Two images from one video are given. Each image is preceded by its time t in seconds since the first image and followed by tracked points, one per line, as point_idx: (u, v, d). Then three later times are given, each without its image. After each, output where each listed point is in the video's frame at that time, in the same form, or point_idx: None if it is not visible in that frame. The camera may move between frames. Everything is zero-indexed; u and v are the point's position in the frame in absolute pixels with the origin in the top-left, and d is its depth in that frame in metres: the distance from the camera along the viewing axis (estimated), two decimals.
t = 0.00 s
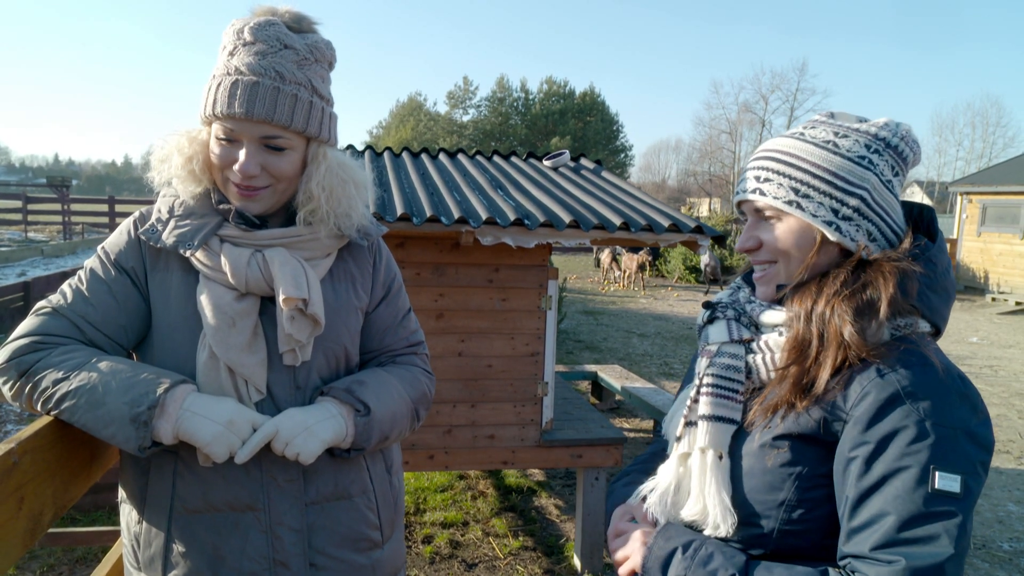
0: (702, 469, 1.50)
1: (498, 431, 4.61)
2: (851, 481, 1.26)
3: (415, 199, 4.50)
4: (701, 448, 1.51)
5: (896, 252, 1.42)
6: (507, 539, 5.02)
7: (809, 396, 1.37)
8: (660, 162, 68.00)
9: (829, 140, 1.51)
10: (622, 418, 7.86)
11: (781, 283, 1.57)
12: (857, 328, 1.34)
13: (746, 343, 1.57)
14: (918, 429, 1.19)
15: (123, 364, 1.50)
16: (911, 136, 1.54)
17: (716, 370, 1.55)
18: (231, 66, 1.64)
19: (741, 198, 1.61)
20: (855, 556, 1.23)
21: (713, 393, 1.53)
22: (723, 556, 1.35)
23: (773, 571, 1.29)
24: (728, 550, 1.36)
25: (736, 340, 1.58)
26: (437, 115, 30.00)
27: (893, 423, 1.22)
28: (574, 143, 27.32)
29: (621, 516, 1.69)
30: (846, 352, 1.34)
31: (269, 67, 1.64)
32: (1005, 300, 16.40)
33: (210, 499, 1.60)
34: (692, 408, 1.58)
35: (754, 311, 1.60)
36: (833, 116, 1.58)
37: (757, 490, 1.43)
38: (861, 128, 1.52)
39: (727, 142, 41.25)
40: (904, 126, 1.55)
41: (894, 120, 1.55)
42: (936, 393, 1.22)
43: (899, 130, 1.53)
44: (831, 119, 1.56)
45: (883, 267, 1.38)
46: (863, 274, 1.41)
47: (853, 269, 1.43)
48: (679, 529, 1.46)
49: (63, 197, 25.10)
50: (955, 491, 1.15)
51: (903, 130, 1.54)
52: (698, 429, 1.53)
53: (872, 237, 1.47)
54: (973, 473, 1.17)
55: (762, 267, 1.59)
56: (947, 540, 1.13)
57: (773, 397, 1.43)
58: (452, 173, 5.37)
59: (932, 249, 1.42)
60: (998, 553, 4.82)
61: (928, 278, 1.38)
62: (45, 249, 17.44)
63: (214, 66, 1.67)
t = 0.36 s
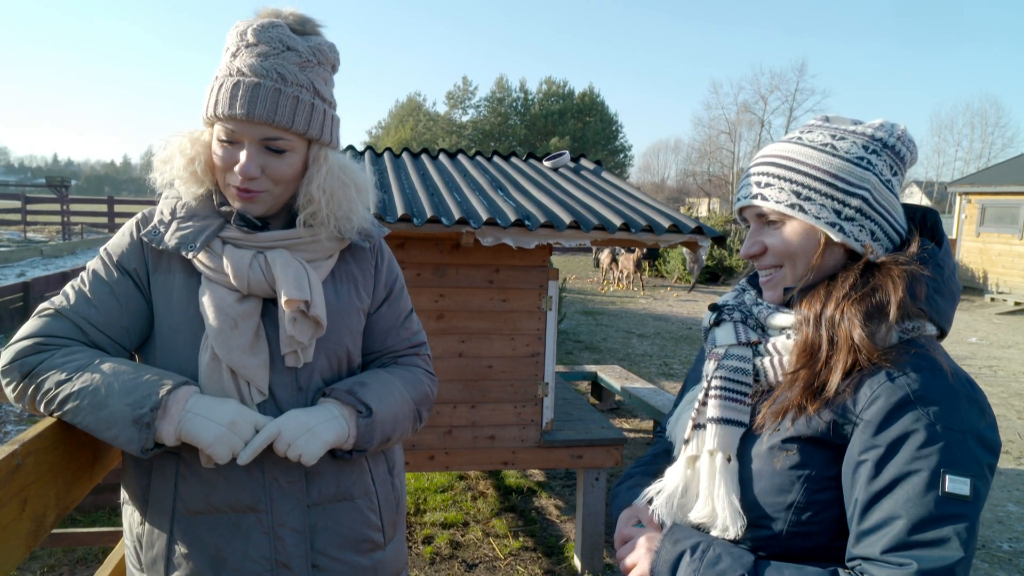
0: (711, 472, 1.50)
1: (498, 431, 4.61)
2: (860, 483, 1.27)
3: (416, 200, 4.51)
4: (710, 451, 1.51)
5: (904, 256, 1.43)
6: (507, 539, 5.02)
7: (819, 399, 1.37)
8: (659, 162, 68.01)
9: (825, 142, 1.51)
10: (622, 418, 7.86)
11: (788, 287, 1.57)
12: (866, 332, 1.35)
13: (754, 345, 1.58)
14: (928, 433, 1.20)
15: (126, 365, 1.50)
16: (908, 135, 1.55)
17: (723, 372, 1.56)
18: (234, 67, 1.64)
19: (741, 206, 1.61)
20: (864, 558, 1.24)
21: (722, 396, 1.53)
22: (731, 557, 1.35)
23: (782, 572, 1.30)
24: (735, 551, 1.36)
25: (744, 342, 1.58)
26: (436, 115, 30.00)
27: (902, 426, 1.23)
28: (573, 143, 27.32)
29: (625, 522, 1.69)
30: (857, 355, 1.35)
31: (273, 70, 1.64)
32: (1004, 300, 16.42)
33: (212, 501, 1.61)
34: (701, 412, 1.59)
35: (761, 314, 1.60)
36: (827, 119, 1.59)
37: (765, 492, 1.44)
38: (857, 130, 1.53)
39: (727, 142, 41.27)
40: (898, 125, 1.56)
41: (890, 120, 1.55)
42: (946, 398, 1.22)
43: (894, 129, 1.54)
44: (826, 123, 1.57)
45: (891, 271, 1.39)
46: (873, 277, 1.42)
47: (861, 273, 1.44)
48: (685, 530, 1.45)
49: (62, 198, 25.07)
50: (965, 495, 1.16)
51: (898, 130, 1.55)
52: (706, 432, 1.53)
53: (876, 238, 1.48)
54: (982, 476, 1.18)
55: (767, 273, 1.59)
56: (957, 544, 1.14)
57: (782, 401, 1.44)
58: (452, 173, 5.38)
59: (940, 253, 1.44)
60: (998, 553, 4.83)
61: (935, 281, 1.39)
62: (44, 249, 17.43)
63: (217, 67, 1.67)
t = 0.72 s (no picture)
0: (711, 469, 1.50)
1: (498, 431, 4.62)
2: (858, 480, 1.27)
3: (416, 200, 4.52)
4: (710, 448, 1.52)
5: (902, 254, 1.44)
6: (507, 539, 5.03)
7: (817, 397, 1.38)
8: (658, 162, 68.02)
9: (818, 144, 1.52)
10: (622, 418, 7.87)
11: (787, 287, 1.58)
12: (865, 330, 1.36)
13: (754, 343, 1.59)
14: (925, 430, 1.20)
15: (128, 365, 1.51)
16: (900, 133, 1.55)
17: (723, 371, 1.56)
18: (232, 69, 1.65)
19: (737, 210, 1.61)
20: (861, 554, 1.25)
21: (721, 394, 1.54)
22: (730, 553, 1.36)
23: (782, 567, 1.31)
24: (735, 547, 1.37)
25: (743, 341, 1.59)
26: (436, 115, 29.99)
27: (900, 424, 1.24)
28: (572, 143, 27.32)
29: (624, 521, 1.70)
30: (854, 354, 1.36)
31: (271, 73, 1.65)
32: (1003, 299, 16.43)
33: (213, 500, 1.61)
34: (701, 408, 1.60)
35: (760, 313, 1.61)
36: (820, 122, 1.60)
37: (765, 489, 1.44)
38: (848, 130, 1.54)
39: (726, 142, 41.30)
40: (890, 124, 1.56)
41: (881, 119, 1.56)
42: (942, 395, 1.23)
43: (885, 128, 1.55)
44: (818, 125, 1.58)
45: (890, 270, 1.40)
46: (871, 276, 1.42)
47: (859, 272, 1.44)
48: (685, 527, 1.46)
49: (61, 197, 25.06)
50: (962, 491, 1.17)
51: (889, 128, 1.55)
52: (707, 429, 1.54)
53: (872, 236, 1.48)
54: (978, 473, 1.19)
55: (767, 275, 1.59)
56: (953, 540, 1.15)
57: (781, 399, 1.45)
58: (452, 173, 5.39)
59: (938, 251, 1.44)
60: (997, 552, 4.84)
61: (933, 280, 1.40)
62: (43, 250, 17.42)
63: (216, 69, 1.68)
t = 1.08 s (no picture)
0: (711, 470, 1.51)
1: (497, 432, 4.62)
2: (859, 481, 1.28)
3: (414, 201, 4.52)
4: (710, 448, 1.52)
5: (902, 256, 1.44)
6: (506, 539, 5.03)
7: (818, 398, 1.38)
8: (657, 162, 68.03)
9: (811, 147, 1.53)
10: (620, 418, 7.88)
11: (786, 289, 1.59)
12: (865, 331, 1.36)
13: (753, 344, 1.59)
14: (926, 431, 1.21)
15: (126, 367, 1.51)
16: (890, 135, 1.56)
17: (723, 372, 1.57)
18: (226, 73, 1.65)
19: (734, 215, 1.62)
20: (862, 555, 1.25)
21: (721, 394, 1.54)
22: (731, 554, 1.36)
23: (782, 567, 1.31)
24: (736, 548, 1.37)
25: (743, 341, 1.59)
26: (435, 115, 29.98)
27: (901, 425, 1.24)
28: (571, 143, 27.32)
29: (622, 522, 1.70)
30: (855, 354, 1.36)
31: (265, 74, 1.65)
32: (1001, 299, 16.44)
33: (212, 501, 1.61)
34: (701, 409, 1.60)
35: (759, 314, 1.62)
36: (811, 125, 1.61)
37: (765, 489, 1.45)
38: (841, 133, 1.55)
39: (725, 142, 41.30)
40: (881, 125, 1.57)
41: (871, 120, 1.57)
42: (942, 397, 1.23)
43: (876, 130, 1.55)
44: (810, 129, 1.59)
45: (890, 271, 1.40)
46: (871, 277, 1.43)
47: (859, 273, 1.45)
48: (685, 528, 1.46)
49: (59, 198, 25.03)
50: (963, 492, 1.17)
51: (880, 130, 1.56)
52: (707, 429, 1.54)
53: (870, 236, 1.49)
54: (978, 473, 1.19)
55: (766, 279, 1.59)
56: (954, 540, 1.15)
57: (782, 400, 1.45)
58: (450, 174, 5.39)
59: (936, 253, 1.45)
60: (995, 553, 4.84)
61: (932, 281, 1.40)
62: (42, 250, 17.42)
63: (210, 73, 1.68)
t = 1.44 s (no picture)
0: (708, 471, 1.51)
1: (495, 431, 4.62)
2: (856, 480, 1.28)
3: (412, 200, 4.52)
4: (707, 449, 1.52)
5: (896, 256, 1.44)
6: (503, 539, 5.02)
7: (815, 398, 1.38)
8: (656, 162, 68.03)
9: (804, 147, 1.53)
10: (619, 418, 7.88)
11: (782, 289, 1.58)
12: (860, 330, 1.36)
13: (749, 344, 1.59)
14: (921, 430, 1.21)
15: (120, 367, 1.50)
16: (882, 134, 1.56)
17: (719, 373, 1.57)
18: (218, 72, 1.65)
19: (729, 216, 1.62)
20: (860, 554, 1.25)
21: (718, 395, 1.54)
22: (728, 554, 1.36)
23: (780, 567, 1.31)
24: (733, 548, 1.37)
25: (739, 342, 1.59)
26: (434, 115, 29.97)
27: (897, 424, 1.24)
28: (570, 142, 27.31)
29: (618, 523, 1.70)
30: (851, 353, 1.36)
31: (257, 72, 1.65)
32: (1000, 299, 16.45)
33: (207, 502, 1.61)
34: (697, 410, 1.60)
35: (755, 314, 1.61)
36: (803, 125, 1.61)
37: (762, 489, 1.45)
38: (833, 132, 1.54)
39: (724, 142, 41.31)
40: (873, 124, 1.57)
41: (863, 120, 1.57)
42: (938, 395, 1.23)
43: (868, 129, 1.55)
44: (802, 129, 1.59)
45: (884, 271, 1.40)
46: (866, 276, 1.43)
47: (854, 273, 1.45)
48: (683, 529, 1.46)
49: (58, 197, 25.00)
50: (959, 491, 1.17)
51: (872, 129, 1.56)
52: (703, 431, 1.54)
53: (864, 234, 1.48)
54: (974, 472, 1.19)
55: (763, 279, 1.60)
56: (951, 538, 1.15)
57: (779, 400, 1.45)
58: (448, 174, 5.39)
59: (930, 253, 1.45)
60: (993, 552, 4.84)
61: (927, 281, 1.40)
62: (40, 249, 17.39)
63: (201, 73, 1.68)
